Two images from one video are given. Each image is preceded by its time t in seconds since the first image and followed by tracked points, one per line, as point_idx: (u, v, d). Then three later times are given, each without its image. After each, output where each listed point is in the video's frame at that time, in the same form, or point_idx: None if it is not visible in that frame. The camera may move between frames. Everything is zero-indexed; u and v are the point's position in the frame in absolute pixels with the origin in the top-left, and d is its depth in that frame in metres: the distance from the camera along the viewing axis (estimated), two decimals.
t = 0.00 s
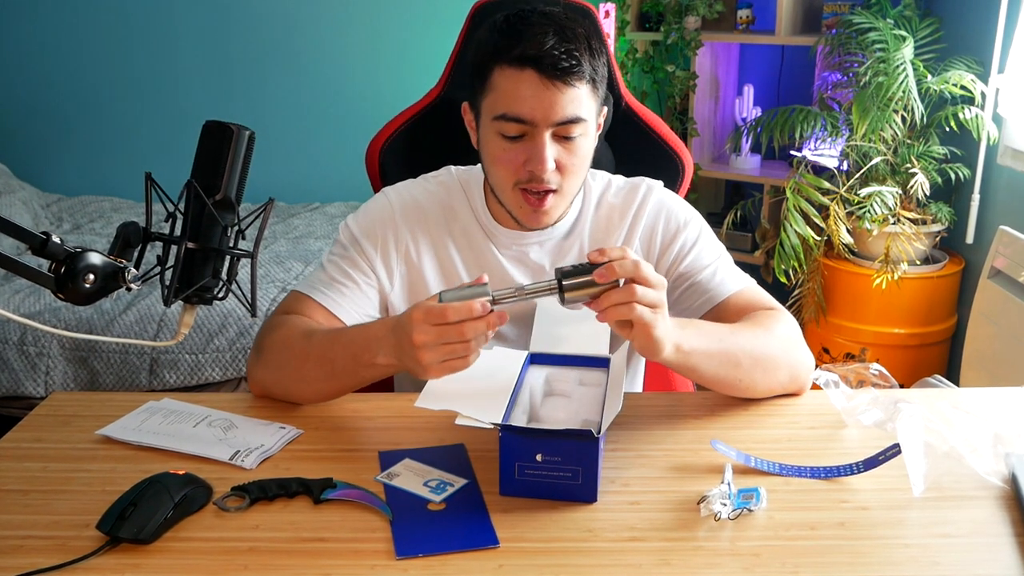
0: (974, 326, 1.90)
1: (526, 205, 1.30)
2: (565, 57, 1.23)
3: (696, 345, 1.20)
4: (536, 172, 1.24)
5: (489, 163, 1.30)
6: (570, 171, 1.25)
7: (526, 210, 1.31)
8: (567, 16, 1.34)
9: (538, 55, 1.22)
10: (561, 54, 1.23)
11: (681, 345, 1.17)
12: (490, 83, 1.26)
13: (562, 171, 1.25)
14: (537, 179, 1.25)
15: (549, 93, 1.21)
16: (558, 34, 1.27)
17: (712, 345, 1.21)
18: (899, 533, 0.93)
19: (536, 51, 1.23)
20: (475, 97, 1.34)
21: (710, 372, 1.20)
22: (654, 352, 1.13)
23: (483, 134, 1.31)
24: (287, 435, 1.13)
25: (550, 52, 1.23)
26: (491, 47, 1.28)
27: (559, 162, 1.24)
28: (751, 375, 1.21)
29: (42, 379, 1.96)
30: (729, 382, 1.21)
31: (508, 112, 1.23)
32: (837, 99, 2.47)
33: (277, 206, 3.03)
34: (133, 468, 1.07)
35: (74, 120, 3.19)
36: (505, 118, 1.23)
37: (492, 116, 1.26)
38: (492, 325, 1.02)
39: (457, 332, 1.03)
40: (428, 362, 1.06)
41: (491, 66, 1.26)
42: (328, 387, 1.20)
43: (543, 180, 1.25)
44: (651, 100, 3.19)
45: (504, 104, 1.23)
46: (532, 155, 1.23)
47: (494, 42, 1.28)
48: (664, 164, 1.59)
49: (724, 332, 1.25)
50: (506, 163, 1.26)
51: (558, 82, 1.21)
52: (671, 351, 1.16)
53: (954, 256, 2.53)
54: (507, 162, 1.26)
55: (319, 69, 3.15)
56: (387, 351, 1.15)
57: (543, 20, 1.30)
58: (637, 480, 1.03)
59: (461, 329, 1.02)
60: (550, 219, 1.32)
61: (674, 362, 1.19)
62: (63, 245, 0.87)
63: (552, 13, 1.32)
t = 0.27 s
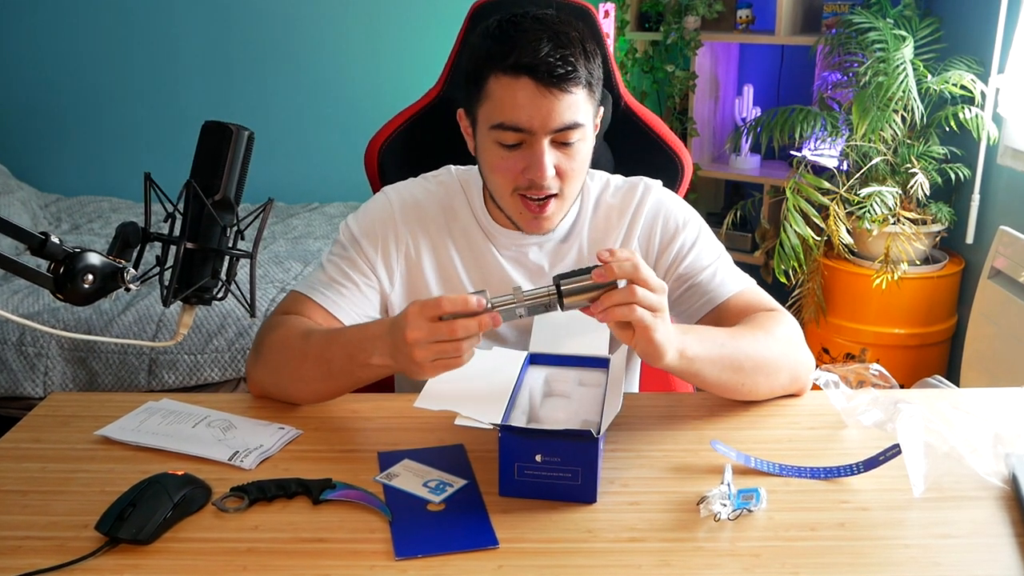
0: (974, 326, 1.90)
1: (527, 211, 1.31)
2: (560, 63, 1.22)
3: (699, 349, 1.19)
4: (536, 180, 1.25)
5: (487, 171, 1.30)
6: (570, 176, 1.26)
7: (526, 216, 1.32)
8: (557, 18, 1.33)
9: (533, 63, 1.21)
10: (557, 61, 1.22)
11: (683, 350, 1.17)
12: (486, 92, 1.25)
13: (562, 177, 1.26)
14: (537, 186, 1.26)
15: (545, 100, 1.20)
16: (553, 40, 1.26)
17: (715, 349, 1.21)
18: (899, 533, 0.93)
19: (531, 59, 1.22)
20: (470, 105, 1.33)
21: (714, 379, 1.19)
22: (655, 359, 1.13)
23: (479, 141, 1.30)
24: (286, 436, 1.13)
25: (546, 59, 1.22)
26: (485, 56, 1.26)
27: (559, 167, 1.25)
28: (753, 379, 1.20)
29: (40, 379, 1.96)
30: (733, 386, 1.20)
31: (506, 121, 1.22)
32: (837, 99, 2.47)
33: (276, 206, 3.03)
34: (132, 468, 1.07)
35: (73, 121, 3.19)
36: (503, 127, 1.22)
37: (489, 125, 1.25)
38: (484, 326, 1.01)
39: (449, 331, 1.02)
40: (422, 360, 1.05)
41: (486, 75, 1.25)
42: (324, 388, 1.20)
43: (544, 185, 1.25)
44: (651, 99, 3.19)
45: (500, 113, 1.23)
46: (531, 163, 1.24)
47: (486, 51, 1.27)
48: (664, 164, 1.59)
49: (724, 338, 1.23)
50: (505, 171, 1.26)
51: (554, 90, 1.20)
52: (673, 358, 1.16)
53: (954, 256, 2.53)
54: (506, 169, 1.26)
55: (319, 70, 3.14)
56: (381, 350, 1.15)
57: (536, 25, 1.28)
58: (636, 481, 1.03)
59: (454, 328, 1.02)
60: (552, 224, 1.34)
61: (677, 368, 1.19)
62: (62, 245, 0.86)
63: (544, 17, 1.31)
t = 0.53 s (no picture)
0: (974, 327, 1.90)
1: (506, 213, 1.32)
2: (542, 70, 1.22)
3: (699, 350, 1.19)
4: (512, 184, 1.25)
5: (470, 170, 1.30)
6: (550, 182, 1.27)
7: (506, 216, 1.32)
8: (552, 21, 1.32)
9: (514, 68, 1.21)
10: (538, 68, 1.22)
11: (681, 355, 1.17)
12: (469, 94, 1.25)
13: (541, 182, 1.26)
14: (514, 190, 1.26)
15: (527, 107, 1.20)
16: (536, 46, 1.26)
17: (716, 350, 1.21)
18: (899, 534, 0.93)
19: (512, 63, 1.22)
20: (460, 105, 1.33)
21: (714, 382, 1.19)
22: (654, 363, 1.13)
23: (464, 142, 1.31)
24: (285, 436, 1.12)
25: (526, 65, 1.21)
26: (472, 58, 1.27)
27: (536, 173, 1.25)
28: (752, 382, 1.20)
29: (39, 380, 1.96)
30: (732, 387, 1.20)
31: (485, 124, 1.22)
32: (837, 99, 2.46)
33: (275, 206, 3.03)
34: (130, 469, 1.06)
35: (72, 121, 3.19)
36: (483, 130, 1.22)
37: (470, 126, 1.25)
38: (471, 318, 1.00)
39: (435, 321, 1.02)
40: (417, 353, 1.05)
41: (470, 77, 1.25)
42: (322, 388, 1.20)
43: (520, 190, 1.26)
44: (650, 99, 3.18)
45: (481, 115, 1.22)
46: (508, 167, 1.24)
47: (472, 53, 1.26)
48: (663, 164, 1.59)
49: (724, 340, 1.23)
50: (484, 173, 1.27)
51: (534, 97, 1.20)
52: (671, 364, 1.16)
53: (955, 256, 2.52)
54: (485, 171, 1.26)
55: (319, 69, 3.14)
56: (379, 349, 1.15)
57: (523, 30, 1.28)
58: (636, 482, 1.02)
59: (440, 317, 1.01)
60: (531, 225, 1.34)
61: (676, 373, 1.18)
62: (61, 245, 0.86)
63: (535, 20, 1.31)
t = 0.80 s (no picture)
0: (974, 327, 1.90)
1: (502, 215, 1.31)
2: (537, 72, 1.22)
3: (697, 349, 1.19)
4: (507, 187, 1.24)
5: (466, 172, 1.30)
6: (546, 184, 1.26)
7: (503, 219, 1.32)
8: (548, 22, 1.32)
9: (509, 70, 1.21)
10: (533, 70, 1.21)
11: (680, 355, 1.17)
12: (465, 96, 1.25)
13: (537, 184, 1.26)
14: (510, 193, 1.26)
15: (523, 111, 1.20)
16: (531, 48, 1.26)
17: (714, 350, 1.21)
18: (899, 535, 0.93)
19: (507, 65, 1.22)
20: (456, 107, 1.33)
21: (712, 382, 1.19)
22: (653, 364, 1.13)
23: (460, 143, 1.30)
24: (284, 437, 1.12)
25: (520, 67, 1.21)
26: (468, 59, 1.27)
27: (531, 175, 1.25)
28: (751, 382, 1.20)
29: (37, 381, 1.96)
30: (731, 388, 1.20)
31: (481, 126, 1.22)
32: (837, 99, 2.46)
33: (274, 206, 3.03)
34: (129, 469, 1.06)
35: (72, 121, 3.18)
36: (479, 132, 1.22)
37: (466, 128, 1.25)
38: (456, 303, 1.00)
39: (423, 306, 1.02)
40: (406, 342, 1.06)
41: (466, 79, 1.25)
42: (319, 387, 1.19)
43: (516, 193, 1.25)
44: (650, 99, 3.18)
45: (477, 118, 1.22)
46: (504, 169, 1.23)
47: (468, 55, 1.26)
48: (663, 164, 1.59)
49: (722, 339, 1.23)
50: (480, 175, 1.26)
51: (529, 100, 1.20)
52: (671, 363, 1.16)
53: (955, 256, 2.52)
54: (482, 173, 1.26)
55: (319, 69, 3.14)
56: (376, 348, 1.16)
57: (519, 31, 1.28)
58: (636, 482, 1.02)
59: (427, 300, 1.02)
60: (529, 228, 1.33)
61: (674, 372, 1.18)
62: (59, 245, 0.86)
63: (532, 22, 1.30)
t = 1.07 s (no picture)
0: (975, 327, 1.89)
1: (503, 217, 1.30)
2: (541, 73, 1.21)
3: (697, 346, 1.19)
4: (509, 188, 1.24)
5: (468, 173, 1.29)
6: (547, 185, 1.26)
7: (503, 221, 1.31)
8: (552, 23, 1.32)
9: (512, 71, 1.21)
10: (536, 71, 1.21)
11: (679, 353, 1.16)
12: (468, 96, 1.25)
13: (538, 185, 1.26)
14: (512, 194, 1.25)
15: (525, 112, 1.20)
16: (535, 49, 1.25)
17: (714, 347, 1.21)
18: (899, 535, 0.92)
19: (510, 66, 1.21)
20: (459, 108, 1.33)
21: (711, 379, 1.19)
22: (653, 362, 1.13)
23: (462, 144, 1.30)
24: (283, 437, 1.12)
25: (524, 68, 1.21)
26: (471, 59, 1.27)
27: (533, 176, 1.25)
28: (751, 381, 1.20)
29: (36, 381, 1.95)
30: (730, 386, 1.19)
31: (483, 127, 1.22)
32: (837, 98, 2.46)
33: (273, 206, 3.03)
34: (128, 470, 1.06)
35: (71, 121, 3.18)
36: (481, 132, 1.22)
37: (468, 128, 1.25)
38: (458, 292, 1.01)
39: (424, 293, 1.02)
40: (404, 331, 1.06)
41: (469, 79, 1.25)
42: (314, 386, 1.19)
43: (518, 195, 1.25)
44: (650, 98, 3.17)
45: (480, 118, 1.22)
46: (506, 170, 1.23)
47: (471, 56, 1.26)
48: (662, 164, 1.59)
49: (722, 336, 1.23)
50: (482, 175, 1.26)
51: (533, 101, 1.20)
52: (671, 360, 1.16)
53: (955, 256, 2.52)
54: (483, 174, 1.25)
55: (319, 69, 3.14)
56: (371, 345, 1.16)
57: (523, 32, 1.28)
58: (635, 483, 1.02)
59: (428, 287, 1.02)
60: (529, 229, 1.33)
61: (673, 369, 1.18)
62: (58, 245, 0.86)
63: (536, 22, 1.30)
